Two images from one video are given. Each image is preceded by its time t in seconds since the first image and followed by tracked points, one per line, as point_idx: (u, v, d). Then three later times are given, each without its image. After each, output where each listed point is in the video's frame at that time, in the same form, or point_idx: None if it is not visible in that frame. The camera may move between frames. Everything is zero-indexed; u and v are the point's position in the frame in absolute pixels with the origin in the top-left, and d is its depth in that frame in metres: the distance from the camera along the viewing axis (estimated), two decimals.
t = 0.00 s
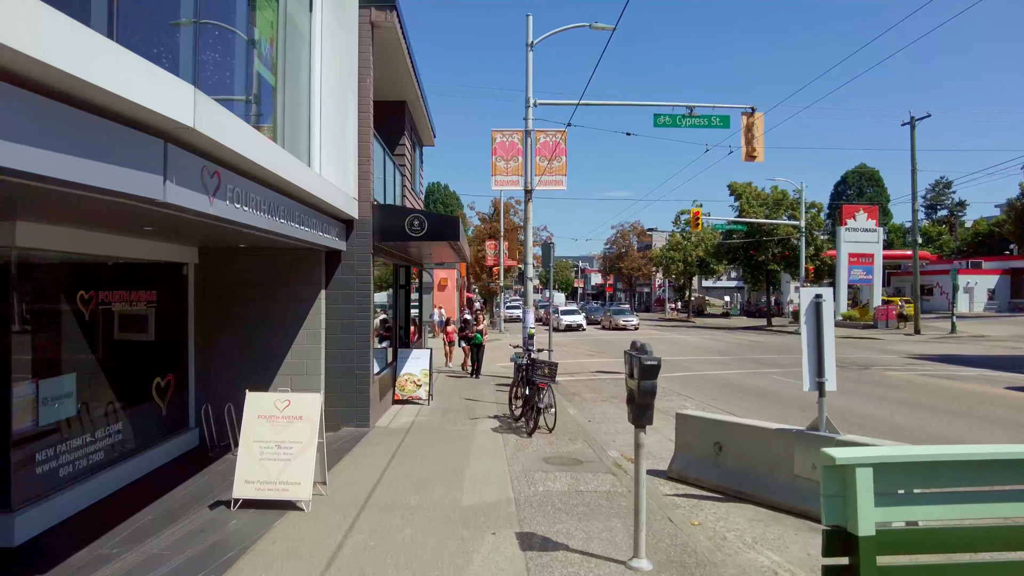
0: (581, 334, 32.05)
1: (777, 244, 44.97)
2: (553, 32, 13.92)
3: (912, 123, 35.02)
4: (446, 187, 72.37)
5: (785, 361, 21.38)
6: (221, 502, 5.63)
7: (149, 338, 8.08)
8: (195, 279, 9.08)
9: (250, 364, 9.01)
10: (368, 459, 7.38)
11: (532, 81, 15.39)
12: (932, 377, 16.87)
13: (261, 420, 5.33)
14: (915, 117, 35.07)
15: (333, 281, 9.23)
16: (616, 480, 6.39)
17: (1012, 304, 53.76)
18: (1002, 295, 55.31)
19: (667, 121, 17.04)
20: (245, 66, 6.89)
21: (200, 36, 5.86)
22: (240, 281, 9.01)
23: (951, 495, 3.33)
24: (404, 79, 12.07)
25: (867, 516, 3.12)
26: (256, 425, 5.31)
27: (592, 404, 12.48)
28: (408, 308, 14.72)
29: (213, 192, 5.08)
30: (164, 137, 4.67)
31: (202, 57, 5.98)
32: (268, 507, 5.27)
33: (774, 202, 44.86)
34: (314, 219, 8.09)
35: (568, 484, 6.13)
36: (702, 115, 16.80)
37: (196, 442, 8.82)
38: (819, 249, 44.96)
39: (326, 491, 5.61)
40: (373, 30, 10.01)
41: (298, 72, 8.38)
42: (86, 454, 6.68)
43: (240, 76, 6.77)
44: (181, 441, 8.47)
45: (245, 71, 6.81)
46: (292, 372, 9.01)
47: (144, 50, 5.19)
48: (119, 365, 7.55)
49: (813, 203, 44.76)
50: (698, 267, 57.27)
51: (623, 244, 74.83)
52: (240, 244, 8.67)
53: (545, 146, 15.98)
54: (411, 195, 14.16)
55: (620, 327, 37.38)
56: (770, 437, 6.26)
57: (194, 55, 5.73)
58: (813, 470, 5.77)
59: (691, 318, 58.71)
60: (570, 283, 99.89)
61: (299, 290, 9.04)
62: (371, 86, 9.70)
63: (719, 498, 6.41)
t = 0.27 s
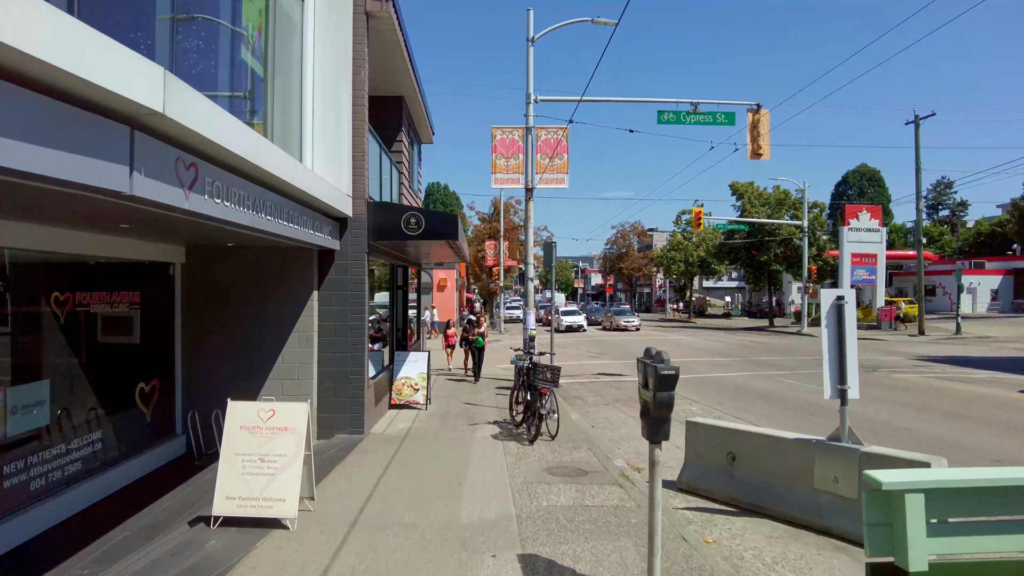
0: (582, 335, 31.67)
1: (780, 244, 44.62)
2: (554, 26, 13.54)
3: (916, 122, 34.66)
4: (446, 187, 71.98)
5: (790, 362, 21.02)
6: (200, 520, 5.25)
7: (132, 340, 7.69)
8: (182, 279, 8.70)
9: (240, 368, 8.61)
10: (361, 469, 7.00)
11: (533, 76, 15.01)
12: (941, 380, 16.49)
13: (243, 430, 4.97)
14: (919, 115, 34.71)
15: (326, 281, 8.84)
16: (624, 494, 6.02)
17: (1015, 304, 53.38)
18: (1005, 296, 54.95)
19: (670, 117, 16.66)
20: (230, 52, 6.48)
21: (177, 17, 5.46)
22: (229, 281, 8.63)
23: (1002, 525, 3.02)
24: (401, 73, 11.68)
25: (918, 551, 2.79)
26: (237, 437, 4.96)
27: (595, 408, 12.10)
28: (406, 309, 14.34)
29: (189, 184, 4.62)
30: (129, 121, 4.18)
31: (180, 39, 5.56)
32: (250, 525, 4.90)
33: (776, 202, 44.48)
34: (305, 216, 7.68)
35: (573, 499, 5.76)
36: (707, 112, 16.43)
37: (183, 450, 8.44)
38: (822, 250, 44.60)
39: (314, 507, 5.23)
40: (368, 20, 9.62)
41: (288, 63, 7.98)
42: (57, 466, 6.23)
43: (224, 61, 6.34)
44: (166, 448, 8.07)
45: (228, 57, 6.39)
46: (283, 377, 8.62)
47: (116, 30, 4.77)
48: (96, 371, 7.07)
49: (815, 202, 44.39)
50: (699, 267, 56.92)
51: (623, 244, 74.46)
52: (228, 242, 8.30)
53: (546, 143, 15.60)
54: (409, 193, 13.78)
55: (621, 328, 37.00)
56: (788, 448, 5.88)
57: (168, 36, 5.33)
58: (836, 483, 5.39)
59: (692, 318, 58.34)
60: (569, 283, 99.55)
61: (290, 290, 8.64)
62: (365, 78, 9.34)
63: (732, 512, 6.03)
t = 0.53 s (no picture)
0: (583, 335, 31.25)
1: (782, 243, 44.22)
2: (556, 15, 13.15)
3: (920, 120, 34.31)
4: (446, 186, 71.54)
5: (795, 362, 20.64)
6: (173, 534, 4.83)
7: (114, 338, 7.30)
8: (167, 275, 8.30)
9: (227, 368, 8.21)
10: (353, 475, 6.59)
11: (534, 68, 14.63)
12: (952, 380, 16.09)
13: (220, 436, 4.58)
14: (923, 113, 34.36)
15: (318, 277, 8.42)
16: (632, 503, 5.62)
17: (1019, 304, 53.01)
18: (1008, 295, 54.59)
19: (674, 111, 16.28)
20: (212, 30, 6.05)
21: None
22: (216, 277, 8.23)
23: None
24: (397, 62, 11.27)
25: None
26: (214, 442, 4.56)
27: (598, 410, 11.70)
28: (403, 308, 13.94)
29: (157, 166, 4.22)
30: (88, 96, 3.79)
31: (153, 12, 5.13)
32: (228, 540, 4.49)
33: (779, 200, 44.09)
34: (293, 207, 7.26)
35: (578, 509, 5.38)
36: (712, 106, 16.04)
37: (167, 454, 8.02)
38: (824, 249, 44.21)
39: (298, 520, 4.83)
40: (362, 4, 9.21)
41: (277, 46, 7.56)
42: (27, 472, 5.82)
43: (205, 39, 5.90)
44: (149, 452, 7.65)
45: (210, 35, 5.95)
46: (272, 378, 8.22)
47: None
48: (71, 370, 6.66)
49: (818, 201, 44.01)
50: (700, 266, 56.54)
51: (624, 244, 74.04)
52: (214, 236, 7.90)
53: (547, 137, 15.21)
54: (406, 188, 13.37)
55: (622, 328, 36.63)
56: (809, 454, 5.48)
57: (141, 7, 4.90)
58: (862, 492, 4.98)
59: (693, 318, 57.93)
60: (569, 283, 99.16)
61: (280, 286, 8.23)
62: (359, 64, 8.93)
63: (748, 522, 5.63)
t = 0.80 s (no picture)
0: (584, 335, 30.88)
1: (785, 242, 43.88)
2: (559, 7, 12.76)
3: (925, 118, 33.95)
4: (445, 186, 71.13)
5: (800, 364, 20.27)
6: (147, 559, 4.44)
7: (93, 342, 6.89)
8: (150, 275, 7.89)
9: (214, 373, 7.80)
10: (345, 488, 6.21)
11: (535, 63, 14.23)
12: (963, 382, 15.75)
13: (196, 451, 4.18)
14: (928, 112, 34.01)
15: (309, 277, 8.02)
16: (644, 521, 5.24)
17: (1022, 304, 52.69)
18: (1012, 295, 54.27)
19: (679, 107, 15.91)
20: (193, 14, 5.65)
21: None
22: (202, 278, 7.82)
23: None
24: (393, 55, 10.88)
25: None
26: (189, 459, 4.16)
27: (602, 414, 11.32)
28: (400, 309, 13.55)
29: (121, 155, 3.82)
30: (45, 77, 3.41)
31: None
32: (205, 565, 4.09)
33: (781, 199, 43.73)
34: (281, 203, 6.88)
35: (586, 528, 4.99)
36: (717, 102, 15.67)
37: (151, 464, 7.62)
38: (827, 248, 43.86)
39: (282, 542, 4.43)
40: None
41: (265, 34, 7.16)
42: None
43: (184, 23, 5.50)
44: (131, 462, 7.24)
45: (190, 19, 5.55)
46: (261, 384, 7.81)
47: None
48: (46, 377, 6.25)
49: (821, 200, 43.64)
50: (701, 266, 56.18)
51: (624, 243, 73.67)
52: (199, 233, 7.50)
53: (549, 134, 14.82)
54: (403, 185, 12.98)
55: (623, 328, 36.27)
56: (833, 468, 5.08)
57: None
58: (893, 510, 4.60)
59: (695, 318, 57.57)
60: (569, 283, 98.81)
61: (269, 287, 7.83)
62: (352, 54, 8.54)
63: (767, 540, 5.25)
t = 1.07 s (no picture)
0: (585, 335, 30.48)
1: (787, 241, 43.50)
2: None
3: (931, 115, 33.54)
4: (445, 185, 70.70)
5: (807, 363, 19.86)
6: None
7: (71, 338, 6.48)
8: (133, 270, 7.50)
9: (199, 373, 7.42)
10: (336, 496, 5.82)
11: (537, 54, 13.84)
12: (975, 382, 15.37)
13: (167, 458, 3.79)
14: (933, 109, 33.56)
15: (301, 272, 7.62)
16: (658, 534, 4.85)
17: None
18: (1015, 294, 53.88)
19: (684, 100, 15.52)
20: None
21: None
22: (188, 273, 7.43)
23: None
24: (391, 44, 10.49)
25: None
26: (158, 466, 3.77)
27: (606, 416, 10.94)
28: (398, 307, 13.16)
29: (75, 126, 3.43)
30: None
31: None
32: None
33: (784, 198, 43.33)
34: (264, 190, 6.50)
35: (595, 542, 4.60)
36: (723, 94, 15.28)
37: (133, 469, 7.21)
38: (830, 247, 43.46)
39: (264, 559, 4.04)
40: None
41: (253, 14, 6.77)
42: None
43: None
44: (112, 467, 6.84)
45: None
46: (250, 384, 7.41)
47: None
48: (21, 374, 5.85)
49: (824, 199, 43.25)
50: (703, 265, 55.76)
51: (625, 243, 73.26)
52: (184, 225, 7.12)
53: (551, 127, 14.44)
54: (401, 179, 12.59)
55: (625, 327, 35.87)
56: (862, 474, 4.68)
57: None
58: (931, 523, 4.20)
59: (696, 318, 57.16)
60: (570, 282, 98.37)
61: (258, 283, 7.44)
62: (346, 39, 8.14)
63: (790, 554, 4.86)
